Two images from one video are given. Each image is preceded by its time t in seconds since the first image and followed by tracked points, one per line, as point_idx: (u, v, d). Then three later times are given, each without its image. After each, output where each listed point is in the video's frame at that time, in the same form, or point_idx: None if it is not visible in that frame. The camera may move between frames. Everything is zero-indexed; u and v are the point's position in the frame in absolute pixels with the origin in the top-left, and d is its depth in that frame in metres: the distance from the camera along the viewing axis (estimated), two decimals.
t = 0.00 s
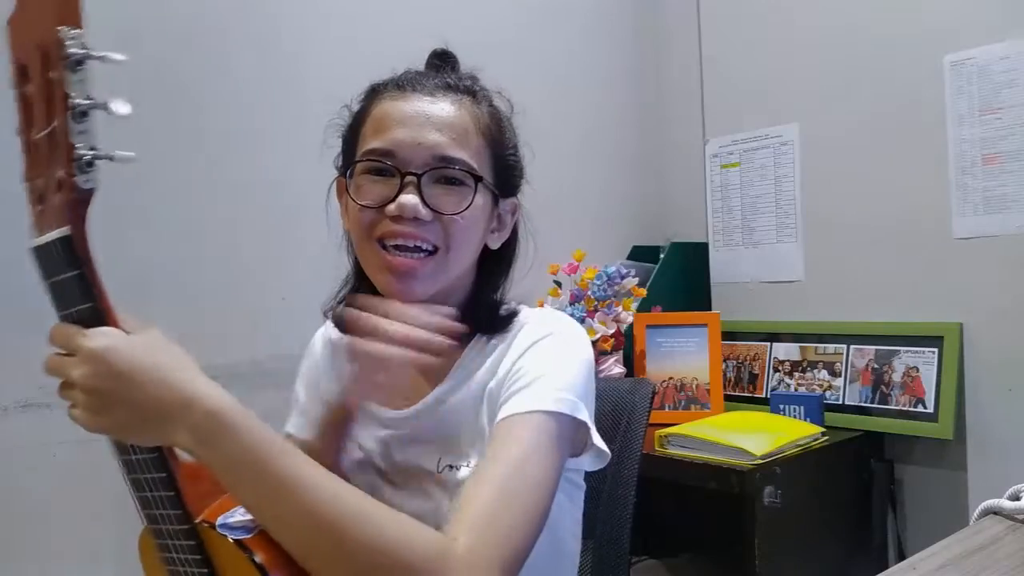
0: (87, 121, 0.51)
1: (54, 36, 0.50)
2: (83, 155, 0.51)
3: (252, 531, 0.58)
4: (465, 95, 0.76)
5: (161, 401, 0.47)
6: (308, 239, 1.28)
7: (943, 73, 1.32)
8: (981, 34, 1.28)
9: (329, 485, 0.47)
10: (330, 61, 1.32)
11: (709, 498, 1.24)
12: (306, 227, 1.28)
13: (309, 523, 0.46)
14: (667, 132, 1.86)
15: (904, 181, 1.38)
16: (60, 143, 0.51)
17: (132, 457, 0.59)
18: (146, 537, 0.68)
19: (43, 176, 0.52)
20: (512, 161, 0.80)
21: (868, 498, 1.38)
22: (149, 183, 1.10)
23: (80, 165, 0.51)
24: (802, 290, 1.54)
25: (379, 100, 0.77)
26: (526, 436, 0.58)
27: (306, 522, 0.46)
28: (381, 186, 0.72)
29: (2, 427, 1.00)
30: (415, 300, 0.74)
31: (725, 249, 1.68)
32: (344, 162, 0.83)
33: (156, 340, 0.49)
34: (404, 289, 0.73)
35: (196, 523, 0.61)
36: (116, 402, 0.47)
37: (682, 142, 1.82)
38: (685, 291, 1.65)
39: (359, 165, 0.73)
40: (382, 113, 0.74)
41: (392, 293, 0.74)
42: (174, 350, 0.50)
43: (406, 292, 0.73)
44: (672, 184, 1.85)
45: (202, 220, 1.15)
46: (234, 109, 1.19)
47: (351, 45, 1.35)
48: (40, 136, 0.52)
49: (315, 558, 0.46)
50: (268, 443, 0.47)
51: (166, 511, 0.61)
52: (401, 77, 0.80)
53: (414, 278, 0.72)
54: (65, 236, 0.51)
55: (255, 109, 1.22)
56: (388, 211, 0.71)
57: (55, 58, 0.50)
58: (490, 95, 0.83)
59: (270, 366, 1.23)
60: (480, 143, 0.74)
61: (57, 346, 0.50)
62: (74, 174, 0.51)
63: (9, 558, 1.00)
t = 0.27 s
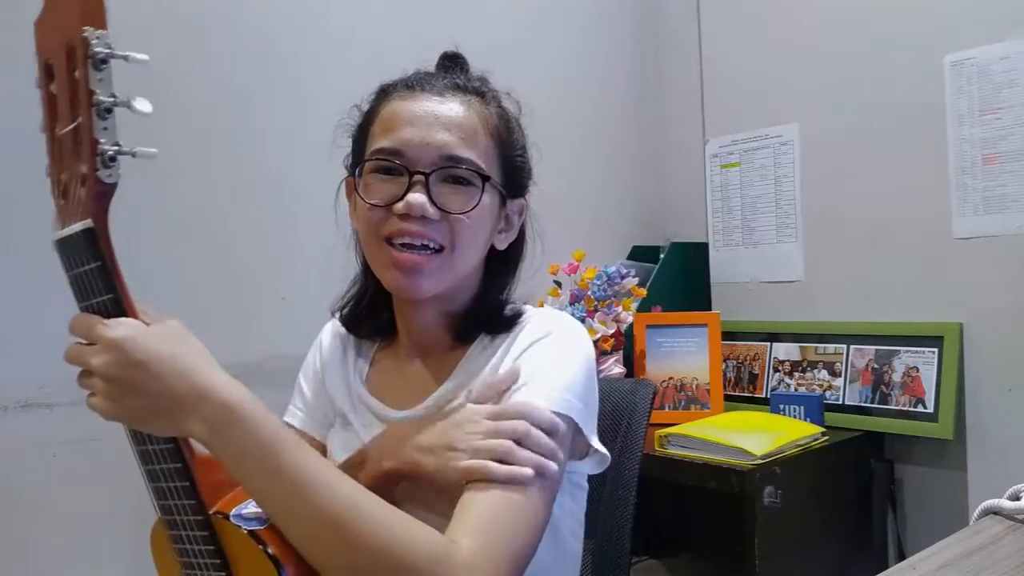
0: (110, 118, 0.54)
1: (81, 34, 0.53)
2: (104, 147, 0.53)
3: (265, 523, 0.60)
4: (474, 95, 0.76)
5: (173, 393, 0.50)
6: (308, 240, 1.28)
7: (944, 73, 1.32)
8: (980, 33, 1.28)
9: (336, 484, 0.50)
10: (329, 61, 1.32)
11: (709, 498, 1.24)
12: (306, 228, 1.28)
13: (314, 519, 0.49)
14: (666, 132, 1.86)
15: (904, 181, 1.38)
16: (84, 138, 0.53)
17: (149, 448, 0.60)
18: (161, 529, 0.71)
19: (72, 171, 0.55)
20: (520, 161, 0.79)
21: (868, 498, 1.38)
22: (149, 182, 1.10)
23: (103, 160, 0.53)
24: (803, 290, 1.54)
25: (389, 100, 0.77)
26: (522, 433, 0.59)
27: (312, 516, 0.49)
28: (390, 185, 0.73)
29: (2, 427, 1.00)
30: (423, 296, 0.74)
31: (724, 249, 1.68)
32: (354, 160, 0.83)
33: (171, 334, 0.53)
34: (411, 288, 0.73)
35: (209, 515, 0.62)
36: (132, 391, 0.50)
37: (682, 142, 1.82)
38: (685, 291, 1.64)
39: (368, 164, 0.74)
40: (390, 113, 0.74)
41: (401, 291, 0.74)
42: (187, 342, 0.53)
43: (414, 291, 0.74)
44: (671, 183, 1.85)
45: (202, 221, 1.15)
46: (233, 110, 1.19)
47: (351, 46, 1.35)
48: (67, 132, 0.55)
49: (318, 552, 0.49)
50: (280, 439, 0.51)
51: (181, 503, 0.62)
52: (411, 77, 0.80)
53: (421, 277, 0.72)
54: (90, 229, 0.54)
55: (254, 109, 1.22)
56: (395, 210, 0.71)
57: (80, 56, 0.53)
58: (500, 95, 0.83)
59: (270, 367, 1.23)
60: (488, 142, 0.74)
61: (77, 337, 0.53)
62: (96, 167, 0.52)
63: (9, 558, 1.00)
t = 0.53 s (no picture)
0: (95, 119, 0.52)
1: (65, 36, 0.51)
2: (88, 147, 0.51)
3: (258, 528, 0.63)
4: (474, 95, 0.76)
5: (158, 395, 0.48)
6: (308, 240, 1.28)
7: (943, 73, 1.32)
8: (980, 34, 1.28)
9: (326, 476, 0.46)
10: (329, 61, 1.32)
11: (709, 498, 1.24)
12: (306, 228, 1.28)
13: (306, 514, 0.45)
14: (666, 132, 1.86)
15: (904, 181, 1.38)
16: (69, 140, 0.52)
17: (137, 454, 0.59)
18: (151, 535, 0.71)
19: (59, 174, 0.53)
20: (521, 162, 0.80)
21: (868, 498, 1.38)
22: (149, 182, 1.10)
23: (87, 162, 0.51)
24: (803, 290, 1.54)
25: (389, 101, 0.77)
26: (517, 418, 0.56)
27: (303, 511, 0.45)
28: (391, 187, 0.73)
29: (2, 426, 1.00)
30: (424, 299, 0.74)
31: (724, 249, 1.68)
32: (354, 161, 0.83)
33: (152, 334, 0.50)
34: (413, 290, 0.73)
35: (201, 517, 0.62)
36: (118, 396, 0.48)
37: (682, 142, 1.82)
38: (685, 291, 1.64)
39: (369, 166, 0.74)
40: (391, 114, 0.74)
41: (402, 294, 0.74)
42: (171, 340, 0.50)
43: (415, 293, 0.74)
44: (671, 183, 1.85)
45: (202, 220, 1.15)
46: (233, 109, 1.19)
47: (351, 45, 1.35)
48: (52, 134, 0.54)
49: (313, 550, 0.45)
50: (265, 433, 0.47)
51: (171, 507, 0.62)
52: (411, 77, 0.80)
53: (423, 279, 0.72)
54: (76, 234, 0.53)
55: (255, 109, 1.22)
56: (396, 213, 0.71)
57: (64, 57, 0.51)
58: (500, 95, 0.83)
59: (270, 367, 1.23)
60: (489, 143, 0.74)
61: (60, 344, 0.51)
62: (82, 170, 0.51)
63: (9, 558, 1.00)
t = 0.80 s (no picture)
0: (34, 133, 0.58)
1: None
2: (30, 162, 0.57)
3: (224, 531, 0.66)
4: (463, 96, 0.76)
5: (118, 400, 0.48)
6: (308, 240, 1.28)
7: (943, 73, 1.32)
8: (980, 33, 1.28)
9: (291, 462, 0.45)
10: (329, 61, 1.31)
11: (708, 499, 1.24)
12: (306, 228, 1.28)
13: (271, 502, 0.44)
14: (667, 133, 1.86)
15: (904, 180, 1.37)
16: (9, 156, 0.57)
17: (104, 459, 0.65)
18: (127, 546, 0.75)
19: None
20: (510, 162, 0.80)
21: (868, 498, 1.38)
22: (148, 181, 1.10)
23: (30, 176, 0.58)
24: (803, 290, 1.54)
25: (378, 102, 0.77)
26: (496, 400, 0.56)
27: (269, 498, 0.44)
28: (379, 188, 0.73)
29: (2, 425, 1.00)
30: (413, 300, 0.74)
31: (724, 249, 1.68)
32: (344, 164, 0.83)
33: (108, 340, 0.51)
34: (401, 291, 0.73)
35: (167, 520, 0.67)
36: (77, 401, 0.49)
37: (682, 143, 1.82)
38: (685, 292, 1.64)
39: (358, 167, 0.74)
40: (380, 115, 0.74)
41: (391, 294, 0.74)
42: (128, 347, 0.51)
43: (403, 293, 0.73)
44: (672, 184, 1.85)
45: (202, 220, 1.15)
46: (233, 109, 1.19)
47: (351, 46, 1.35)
48: None
49: (281, 536, 0.44)
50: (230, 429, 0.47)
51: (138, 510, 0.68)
52: (400, 78, 0.80)
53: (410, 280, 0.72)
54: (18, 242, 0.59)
55: (254, 109, 1.22)
56: (384, 213, 0.71)
57: None
58: (489, 96, 0.83)
59: (270, 367, 1.23)
60: (478, 144, 0.74)
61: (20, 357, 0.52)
62: (26, 185, 0.57)
63: (9, 558, 1.00)
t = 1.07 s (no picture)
0: (36, 141, 0.59)
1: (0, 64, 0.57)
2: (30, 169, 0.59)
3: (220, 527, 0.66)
4: (460, 94, 0.76)
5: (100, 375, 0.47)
6: (307, 240, 1.28)
7: (943, 72, 1.32)
8: (980, 34, 1.28)
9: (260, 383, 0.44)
10: (329, 60, 1.31)
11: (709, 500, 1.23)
12: (305, 228, 1.28)
13: (243, 420, 0.42)
14: (666, 132, 1.86)
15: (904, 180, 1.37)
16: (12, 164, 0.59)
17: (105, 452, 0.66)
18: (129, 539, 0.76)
19: None
20: (508, 160, 0.79)
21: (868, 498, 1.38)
22: (148, 181, 1.10)
23: (32, 182, 0.59)
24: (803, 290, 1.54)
25: (375, 100, 0.77)
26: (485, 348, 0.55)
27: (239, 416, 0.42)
28: (377, 187, 0.72)
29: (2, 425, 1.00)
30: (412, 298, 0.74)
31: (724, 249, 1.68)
32: (341, 162, 0.83)
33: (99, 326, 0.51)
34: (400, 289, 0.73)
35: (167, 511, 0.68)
36: (68, 389, 0.49)
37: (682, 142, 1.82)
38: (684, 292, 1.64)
39: (355, 166, 0.74)
40: (377, 114, 0.74)
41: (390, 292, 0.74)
42: (117, 329, 0.51)
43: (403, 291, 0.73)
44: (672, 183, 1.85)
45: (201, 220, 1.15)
46: (232, 109, 1.19)
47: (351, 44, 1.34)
48: None
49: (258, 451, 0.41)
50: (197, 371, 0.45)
51: (137, 502, 0.68)
52: (397, 76, 0.80)
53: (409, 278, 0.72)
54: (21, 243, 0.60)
55: (254, 109, 1.22)
56: (383, 212, 0.71)
57: (1, 84, 0.56)
58: (487, 93, 0.82)
59: (270, 367, 1.23)
60: (475, 141, 0.74)
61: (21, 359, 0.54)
62: (29, 191, 0.59)
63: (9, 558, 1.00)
